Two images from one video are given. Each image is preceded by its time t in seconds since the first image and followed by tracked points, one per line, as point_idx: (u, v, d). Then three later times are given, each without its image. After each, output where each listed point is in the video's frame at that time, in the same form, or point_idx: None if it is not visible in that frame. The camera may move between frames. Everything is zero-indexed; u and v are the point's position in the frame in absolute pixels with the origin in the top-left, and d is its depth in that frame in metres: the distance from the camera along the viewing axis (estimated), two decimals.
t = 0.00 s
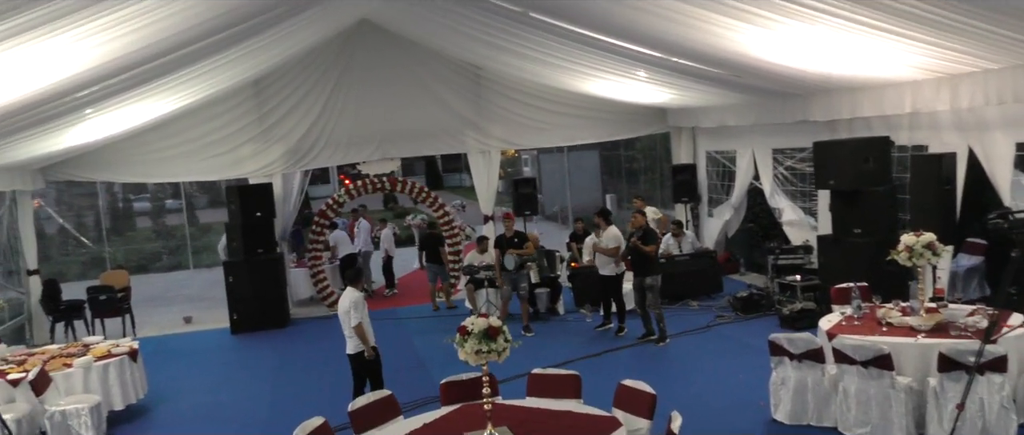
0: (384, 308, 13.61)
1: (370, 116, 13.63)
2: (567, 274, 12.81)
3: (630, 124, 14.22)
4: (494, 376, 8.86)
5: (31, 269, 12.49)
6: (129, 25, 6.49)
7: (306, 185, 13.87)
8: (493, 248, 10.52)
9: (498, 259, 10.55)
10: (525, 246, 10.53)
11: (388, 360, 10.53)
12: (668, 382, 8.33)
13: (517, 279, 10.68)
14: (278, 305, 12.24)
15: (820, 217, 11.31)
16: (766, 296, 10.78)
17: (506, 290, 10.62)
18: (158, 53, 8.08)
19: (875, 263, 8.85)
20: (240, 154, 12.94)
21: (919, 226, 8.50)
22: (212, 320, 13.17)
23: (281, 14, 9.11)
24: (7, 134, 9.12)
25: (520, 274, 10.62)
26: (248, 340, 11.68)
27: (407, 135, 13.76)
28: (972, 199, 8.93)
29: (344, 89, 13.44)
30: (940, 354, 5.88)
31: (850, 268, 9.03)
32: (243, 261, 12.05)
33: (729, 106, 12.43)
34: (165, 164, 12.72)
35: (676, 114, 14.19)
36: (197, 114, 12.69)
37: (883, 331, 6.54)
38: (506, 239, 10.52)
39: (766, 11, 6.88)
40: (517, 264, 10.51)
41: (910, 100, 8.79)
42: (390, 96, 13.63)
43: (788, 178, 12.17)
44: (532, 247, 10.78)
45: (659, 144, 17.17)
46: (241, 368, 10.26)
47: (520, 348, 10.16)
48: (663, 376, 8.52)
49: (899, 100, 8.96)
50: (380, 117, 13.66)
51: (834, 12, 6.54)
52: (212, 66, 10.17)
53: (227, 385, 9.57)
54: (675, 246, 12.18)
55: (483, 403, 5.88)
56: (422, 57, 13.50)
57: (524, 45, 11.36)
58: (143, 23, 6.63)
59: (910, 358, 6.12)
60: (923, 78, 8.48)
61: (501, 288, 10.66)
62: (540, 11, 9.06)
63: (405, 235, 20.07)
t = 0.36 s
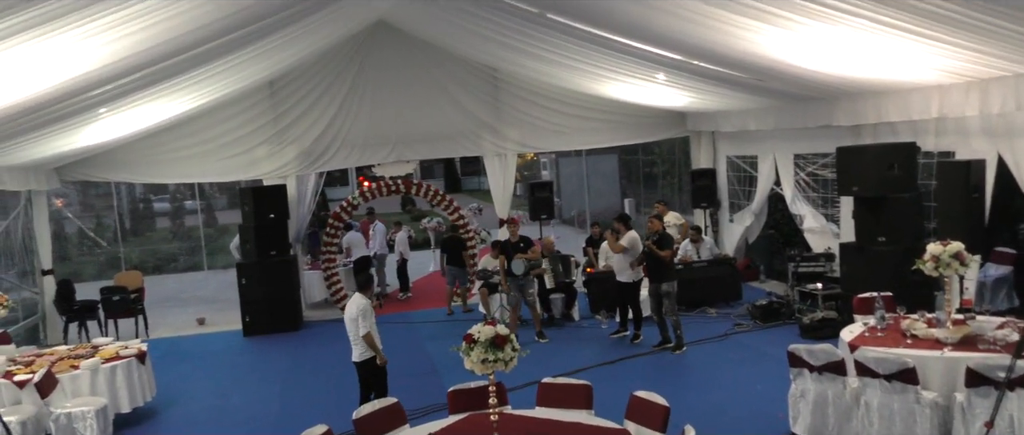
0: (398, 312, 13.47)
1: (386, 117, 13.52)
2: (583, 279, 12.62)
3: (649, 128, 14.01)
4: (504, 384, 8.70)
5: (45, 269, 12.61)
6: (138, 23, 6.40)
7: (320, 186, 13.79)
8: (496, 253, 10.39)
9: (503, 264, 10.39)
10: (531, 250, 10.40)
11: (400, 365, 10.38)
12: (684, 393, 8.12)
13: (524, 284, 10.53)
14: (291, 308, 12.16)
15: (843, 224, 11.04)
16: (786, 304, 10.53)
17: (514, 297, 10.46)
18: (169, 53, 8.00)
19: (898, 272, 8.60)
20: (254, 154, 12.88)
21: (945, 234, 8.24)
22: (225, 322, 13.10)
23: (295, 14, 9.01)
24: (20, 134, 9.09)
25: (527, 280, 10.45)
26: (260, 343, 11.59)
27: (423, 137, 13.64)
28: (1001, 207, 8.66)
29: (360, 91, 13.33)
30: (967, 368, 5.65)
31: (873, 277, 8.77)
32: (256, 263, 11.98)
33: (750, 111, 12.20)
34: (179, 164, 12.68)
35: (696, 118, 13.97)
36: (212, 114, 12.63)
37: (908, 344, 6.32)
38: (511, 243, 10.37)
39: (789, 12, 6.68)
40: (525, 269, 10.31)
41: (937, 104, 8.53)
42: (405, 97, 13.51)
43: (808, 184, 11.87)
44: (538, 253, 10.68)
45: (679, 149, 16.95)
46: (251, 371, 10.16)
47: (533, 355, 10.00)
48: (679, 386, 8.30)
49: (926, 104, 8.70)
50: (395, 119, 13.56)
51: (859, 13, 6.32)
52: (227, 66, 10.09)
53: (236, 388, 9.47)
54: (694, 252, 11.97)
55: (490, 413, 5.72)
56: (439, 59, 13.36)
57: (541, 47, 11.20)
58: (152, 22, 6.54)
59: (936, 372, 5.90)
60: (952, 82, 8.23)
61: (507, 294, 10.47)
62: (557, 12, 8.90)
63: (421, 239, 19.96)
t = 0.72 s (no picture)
0: (410, 309, 13.37)
1: (398, 113, 13.40)
2: (596, 278, 12.47)
3: (665, 126, 13.79)
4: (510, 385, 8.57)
5: (57, 261, 12.61)
6: (144, 14, 6.30)
7: (332, 182, 13.70)
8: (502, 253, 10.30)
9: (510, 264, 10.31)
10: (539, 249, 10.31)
11: (409, 362, 10.27)
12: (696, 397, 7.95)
13: (530, 283, 10.46)
14: (302, 304, 12.08)
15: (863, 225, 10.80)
16: (803, 307, 10.32)
17: (521, 296, 10.38)
18: (178, 45, 7.91)
19: (919, 275, 8.36)
20: (266, 149, 12.82)
21: (969, 237, 8.01)
22: (236, 316, 13.05)
23: (306, 6, 8.90)
24: (30, 125, 9.05)
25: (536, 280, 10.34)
26: (270, 338, 11.52)
27: (436, 133, 13.52)
28: None
29: (374, 86, 13.22)
30: (990, 377, 5.45)
31: (893, 281, 8.55)
32: (267, 258, 11.92)
33: (769, 109, 11.97)
34: (192, 158, 12.63)
35: (714, 116, 13.74)
36: (225, 109, 12.57)
37: (929, 350, 6.12)
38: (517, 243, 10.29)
39: (809, 6, 6.48)
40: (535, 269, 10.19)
41: (962, 103, 8.29)
42: (418, 93, 13.39)
43: (828, 185, 11.65)
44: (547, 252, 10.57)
45: (697, 147, 16.71)
46: (259, 367, 10.08)
47: (544, 355, 9.87)
48: (694, 391, 8.14)
49: (950, 104, 8.46)
50: (409, 114, 13.43)
51: (883, 8, 6.12)
52: (239, 58, 10.01)
53: (244, 384, 9.40)
54: (710, 253, 11.79)
55: (493, 415, 5.58)
56: (453, 55, 13.22)
57: (556, 42, 11.03)
58: (160, 13, 6.45)
59: (957, 380, 5.71)
60: (978, 80, 7.99)
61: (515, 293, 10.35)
62: (571, 6, 8.73)
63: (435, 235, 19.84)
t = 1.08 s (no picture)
0: (420, 304, 13.25)
1: (411, 106, 13.27)
2: (609, 275, 12.29)
3: (681, 122, 13.56)
4: (514, 385, 8.46)
5: (69, 251, 12.66)
6: (149, 1, 6.19)
7: (344, 175, 13.60)
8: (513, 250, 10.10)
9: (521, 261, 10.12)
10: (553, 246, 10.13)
11: (418, 358, 10.15)
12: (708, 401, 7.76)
13: (541, 280, 10.28)
14: (312, 298, 11.99)
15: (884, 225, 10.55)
16: (820, 308, 10.08)
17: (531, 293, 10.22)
18: (186, 34, 7.81)
19: (941, 277, 8.10)
20: (279, 141, 12.74)
21: (993, 239, 7.76)
22: (247, 309, 12.99)
23: None
24: (39, 114, 8.99)
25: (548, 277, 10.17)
26: (279, 332, 11.43)
27: (449, 127, 13.39)
28: None
29: (387, 79, 13.11)
30: (1014, 384, 5.23)
31: (914, 283, 8.31)
32: (278, 251, 11.84)
33: (788, 106, 11.73)
34: (204, 150, 12.57)
35: (731, 113, 13.50)
36: (237, 100, 12.50)
37: (949, 356, 5.92)
38: (528, 240, 10.10)
39: None
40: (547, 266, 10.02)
41: (989, 101, 8.04)
42: (432, 86, 13.26)
43: (848, 184, 11.35)
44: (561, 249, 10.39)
45: (714, 144, 16.48)
46: (267, 360, 9.99)
47: (554, 354, 9.73)
48: (706, 394, 7.96)
49: (975, 101, 8.21)
50: (422, 107, 13.28)
51: (908, 1, 5.90)
52: (251, 48, 9.92)
53: (251, 377, 9.33)
54: (725, 252, 11.54)
55: (495, 415, 5.43)
56: (467, 48, 13.08)
57: (572, 35, 10.85)
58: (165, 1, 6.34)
59: (979, 386, 5.50)
60: (1005, 77, 7.73)
61: (526, 289, 10.20)
62: None
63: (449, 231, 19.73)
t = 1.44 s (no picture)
0: (426, 298, 13.12)
1: (419, 98, 13.12)
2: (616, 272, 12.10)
3: (693, 117, 13.33)
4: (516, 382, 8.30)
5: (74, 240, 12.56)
6: None
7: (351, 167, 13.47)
8: (522, 245, 9.83)
9: (531, 255, 9.86)
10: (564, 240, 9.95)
11: (420, 353, 10.02)
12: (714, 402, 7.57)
13: (550, 275, 10.04)
14: (316, 290, 11.89)
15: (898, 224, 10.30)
16: (831, 308, 9.86)
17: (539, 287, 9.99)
18: (188, 21, 7.67)
19: (956, 278, 7.88)
20: (285, 131, 12.64)
21: (1011, 239, 7.52)
22: (252, 300, 12.90)
23: None
24: (42, 100, 8.90)
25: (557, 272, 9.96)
26: (282, 324, 11.32)
27: (457, 119, 13.23)
28: None
29: (395, 70, 12.95)
30: None
31: (928, 283, 8.08)
32: (282, 242, 11.74)
33: (803, 101, 11.49)
34: (210, 139, 12.48)
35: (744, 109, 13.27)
36: (243, 89, 12.40)
37: (963, 359, 5.71)
38: (538, 234, 9.83)
39: None
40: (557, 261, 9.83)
41: (1009, 97, 7.79)
42: (440, 78, 13.10)
43: (862, 182, 11.12)
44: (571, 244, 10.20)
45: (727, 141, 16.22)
46: (268, 353, 9.88)
47: (558, 352, 9.57)
48: (712, 394, 7.78)
49: (995, 97, 7.96)
50: (430, 99, 13.15)
51: None
52: (256, 36, 9.80)
53: (251, 369, 9.21)
54: (736, 249, 11.33)
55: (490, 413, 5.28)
56: (476, 40, 12.90)
57: (582, 27, 10.65)
58: None
59: (994, 391, 5.31)
60: None
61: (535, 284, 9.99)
62: None
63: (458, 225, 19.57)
